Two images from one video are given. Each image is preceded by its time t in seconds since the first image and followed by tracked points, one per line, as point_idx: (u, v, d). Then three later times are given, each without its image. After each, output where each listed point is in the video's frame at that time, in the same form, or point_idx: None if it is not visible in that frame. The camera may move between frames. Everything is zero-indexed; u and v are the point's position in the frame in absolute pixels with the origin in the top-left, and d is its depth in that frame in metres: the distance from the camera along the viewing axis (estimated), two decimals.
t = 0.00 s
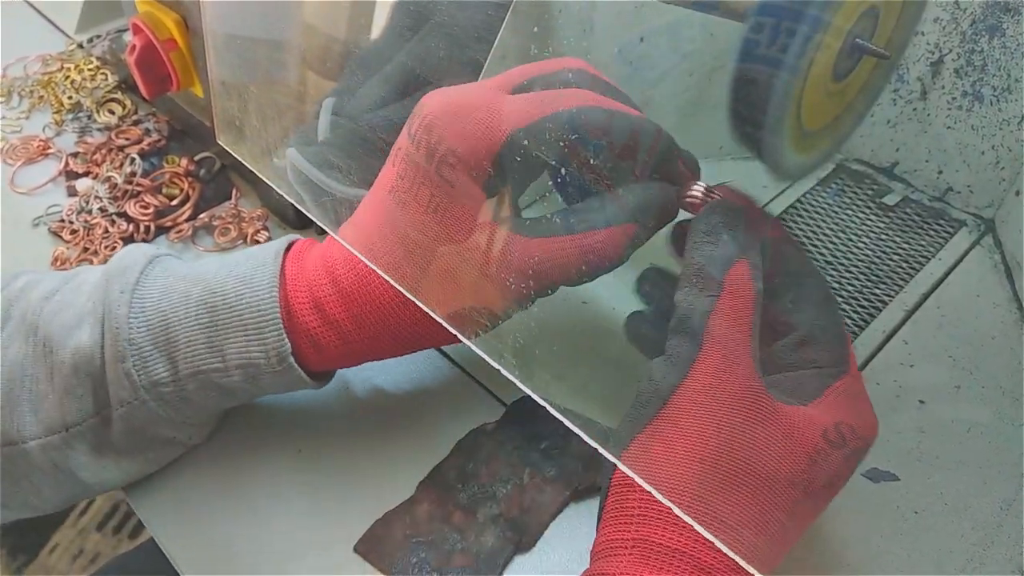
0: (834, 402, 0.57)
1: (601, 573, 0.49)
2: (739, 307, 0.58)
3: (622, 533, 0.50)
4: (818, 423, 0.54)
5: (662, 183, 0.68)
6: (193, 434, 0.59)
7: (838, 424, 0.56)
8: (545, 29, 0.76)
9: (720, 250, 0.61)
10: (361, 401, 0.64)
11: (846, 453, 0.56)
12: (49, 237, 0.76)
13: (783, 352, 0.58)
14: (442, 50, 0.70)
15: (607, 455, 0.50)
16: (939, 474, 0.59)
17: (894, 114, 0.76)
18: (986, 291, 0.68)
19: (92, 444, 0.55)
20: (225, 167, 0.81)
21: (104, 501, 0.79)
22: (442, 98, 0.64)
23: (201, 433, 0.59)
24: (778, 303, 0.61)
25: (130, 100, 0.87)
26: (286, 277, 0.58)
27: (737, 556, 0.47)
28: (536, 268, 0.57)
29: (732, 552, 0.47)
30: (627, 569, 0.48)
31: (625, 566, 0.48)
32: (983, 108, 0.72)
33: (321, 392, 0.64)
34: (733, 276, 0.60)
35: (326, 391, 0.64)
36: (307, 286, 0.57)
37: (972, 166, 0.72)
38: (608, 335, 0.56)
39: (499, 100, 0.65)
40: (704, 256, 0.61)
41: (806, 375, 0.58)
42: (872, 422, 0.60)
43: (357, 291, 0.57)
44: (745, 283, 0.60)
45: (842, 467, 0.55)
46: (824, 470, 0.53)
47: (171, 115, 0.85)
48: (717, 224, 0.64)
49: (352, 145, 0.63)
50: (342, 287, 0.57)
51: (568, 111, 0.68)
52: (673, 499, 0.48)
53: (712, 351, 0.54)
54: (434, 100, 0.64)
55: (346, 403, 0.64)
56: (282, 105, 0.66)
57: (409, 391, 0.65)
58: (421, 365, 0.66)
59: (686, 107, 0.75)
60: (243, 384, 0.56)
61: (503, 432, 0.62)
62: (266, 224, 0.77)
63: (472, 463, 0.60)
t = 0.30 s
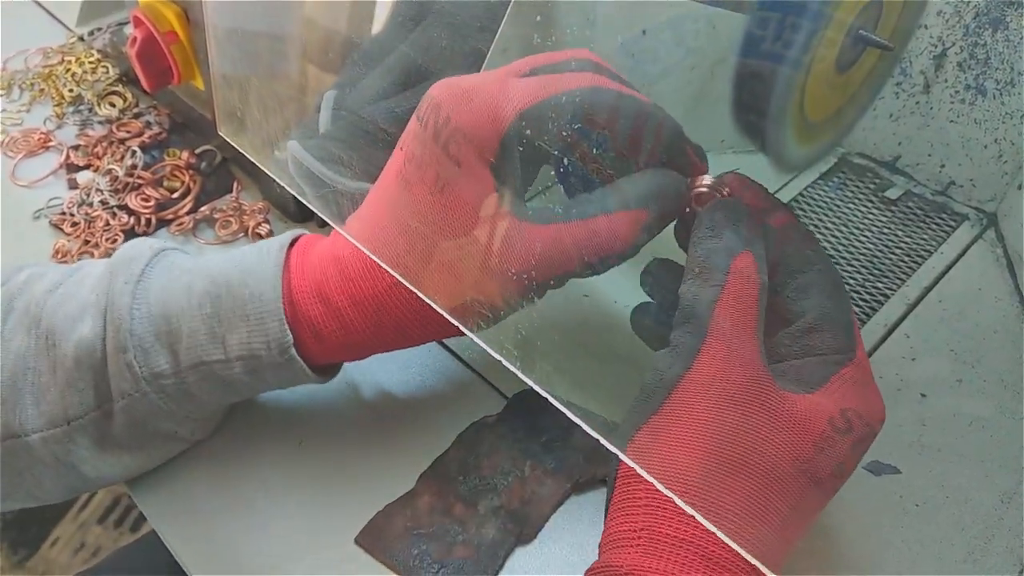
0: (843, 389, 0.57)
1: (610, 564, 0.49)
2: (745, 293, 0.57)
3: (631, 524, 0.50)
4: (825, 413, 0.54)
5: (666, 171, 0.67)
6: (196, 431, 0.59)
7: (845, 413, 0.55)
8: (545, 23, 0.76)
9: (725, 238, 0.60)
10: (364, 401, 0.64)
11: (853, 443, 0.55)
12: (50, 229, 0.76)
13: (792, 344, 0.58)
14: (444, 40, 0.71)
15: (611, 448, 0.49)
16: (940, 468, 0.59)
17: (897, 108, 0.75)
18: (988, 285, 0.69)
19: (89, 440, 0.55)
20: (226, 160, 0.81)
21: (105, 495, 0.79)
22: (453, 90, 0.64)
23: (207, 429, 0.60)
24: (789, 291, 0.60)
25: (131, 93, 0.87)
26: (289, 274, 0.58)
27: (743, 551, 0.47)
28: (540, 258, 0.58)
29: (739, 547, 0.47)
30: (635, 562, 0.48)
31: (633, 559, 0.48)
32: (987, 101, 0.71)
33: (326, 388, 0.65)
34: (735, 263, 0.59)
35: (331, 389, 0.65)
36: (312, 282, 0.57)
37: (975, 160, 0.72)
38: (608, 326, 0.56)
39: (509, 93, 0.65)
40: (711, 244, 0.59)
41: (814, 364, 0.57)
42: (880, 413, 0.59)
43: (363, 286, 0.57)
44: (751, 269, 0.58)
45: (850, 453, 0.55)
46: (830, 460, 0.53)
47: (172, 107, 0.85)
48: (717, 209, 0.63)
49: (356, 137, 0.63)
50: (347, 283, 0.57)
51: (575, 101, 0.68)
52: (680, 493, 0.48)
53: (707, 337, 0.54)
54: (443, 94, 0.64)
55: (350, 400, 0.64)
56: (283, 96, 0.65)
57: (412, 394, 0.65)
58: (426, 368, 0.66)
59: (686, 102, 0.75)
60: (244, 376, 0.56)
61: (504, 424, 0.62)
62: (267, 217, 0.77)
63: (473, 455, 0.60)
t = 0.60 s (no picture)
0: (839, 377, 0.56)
1: (606, 548, 0.50)
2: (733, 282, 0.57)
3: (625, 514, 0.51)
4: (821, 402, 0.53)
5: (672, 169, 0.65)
6: (197, 411, 0.57)
7: (839, 402, 0.55)
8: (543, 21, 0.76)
9: (720, 229, 0.61)
10: (364, 395, 0.64)
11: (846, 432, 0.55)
12: (50, 229, 0.76)
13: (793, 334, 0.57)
14: (442, 38, 0.71)
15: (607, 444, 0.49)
16: (940, 467, 0.59)
17: (897, 106, 0.75)
18: (988, 283, 0.69)
19: (97, 429, 0.56)
20: (226, 159, 0.81)
21: (107, 494, 0.79)
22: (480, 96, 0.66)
23: (203, 427, 0.60)
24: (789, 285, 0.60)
25: (131, 92, 0.87)
26: (286, 252, 0.56)
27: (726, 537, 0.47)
28: (537, 259, 0.59)
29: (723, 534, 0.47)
30: (628, 543, 0.49)
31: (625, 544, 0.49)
32: (987, 99, 0.72)
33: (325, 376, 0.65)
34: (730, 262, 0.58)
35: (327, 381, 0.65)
36: (304, 269, 0.56)
37: (975, 158, 0.72)
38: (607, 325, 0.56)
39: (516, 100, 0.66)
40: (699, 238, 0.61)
41: (810, 355, 0.56)
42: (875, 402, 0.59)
43: (353, 274, 0.56)
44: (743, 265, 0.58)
45: (844, 443, 0.55)
46: (824, 449, 0.53)
47: (171, 106, 0.85)
48: (714, 205, 0.63)
49: (356, 135, 0.63)
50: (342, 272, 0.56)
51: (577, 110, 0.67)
52: (670, 486, 0.47)
53: (701, 328, 0.54)
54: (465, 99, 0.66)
55: (350, 395, 0.64)
56: (282, 95, 0.65)
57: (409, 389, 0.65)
58: (426, 367, 0.66)
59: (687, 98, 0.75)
60: (237, 338, 0.54)
61: (503, 423, 0.62)
62: (266, 216, 0.77)
63: (473, 454, 0.60)
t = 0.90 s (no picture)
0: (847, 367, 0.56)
1: (641, 517, 0.51)
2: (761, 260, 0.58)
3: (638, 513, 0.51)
4: (841, 387, 0.55)
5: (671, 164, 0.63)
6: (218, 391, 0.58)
7: (862, 374, 0.57)
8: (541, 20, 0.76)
9: (719, 225, 0.61)
10: (361, 392, 0.64)
11: (868, 403, 0.58)
12: (48, 229, 0.76)
13: (818, 310, 0.59)
14: (440, 39, 0.71)
15: (621, 456, 0.49)
16: (940, 465, 0.59)
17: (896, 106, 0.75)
18: (988, 282, 0.69)
19: (115, 403, 0.56)
20: (225, 158, 0.81)
21: (107, 494, 0.80)
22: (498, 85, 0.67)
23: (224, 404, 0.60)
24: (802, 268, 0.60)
25: (130, 91, 0.86)
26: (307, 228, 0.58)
27: (730, 541, 0.48)
28: (536, 256, 0.59)
29: (724, 535, 0.48)
30: (671, 513, 0.50)
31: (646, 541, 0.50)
32: (987, 97, 0.71)
33: (329, 368, 0.65)
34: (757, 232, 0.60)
35: (328, 377, 0.65)
36: (327, 255, 0.57)
37: (975, 157, 0.72)
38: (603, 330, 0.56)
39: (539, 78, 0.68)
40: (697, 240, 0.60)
41: (833, 328, 0.58)
42: (895, 375, 0.61)
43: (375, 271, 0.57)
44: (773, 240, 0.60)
45: (861, 414, 0.57)
46: (835, 438, 0.55)
47: (170, 105, 0.85)
48: (725, 196, 0.63)
49: (353, 135, 0.63)
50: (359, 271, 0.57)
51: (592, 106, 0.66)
52: (671, 487, 0.49)
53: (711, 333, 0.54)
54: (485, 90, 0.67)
55: (351, 390, 0.64)
56: (281, 95, 0.65)
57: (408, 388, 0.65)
58: (425, 368, 0.66)
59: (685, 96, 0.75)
60: (257, 315, 0.55)
61: (502, 423, 0.61)
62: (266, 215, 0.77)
63: (472, 453, 0.60)
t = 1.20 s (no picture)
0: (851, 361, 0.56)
1: (649, 507, 0.50)
2: (770, 250, 0.58)
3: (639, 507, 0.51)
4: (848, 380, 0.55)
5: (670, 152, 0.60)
6: (220, 381, 0.58)
7: (869, 367, 0.57)
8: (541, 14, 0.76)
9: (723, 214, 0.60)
10: (360, 387, 0.64)
11: (875, 395, 0.57)
12: (47, 223, 0.75)
13: (821, 302, 0.59)
14: (437, 33, 0.70)
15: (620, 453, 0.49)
16: (939, 462, 0.59)
17: (897, 101, 0.74)
18: (988, 278, 0.69)
19: (116, 394, 0.56)
20: (224, 154, 0.81)
21: (107, 489, 0.80)
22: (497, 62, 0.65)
23: (223, 396, 0.60)
24: (802, 261, 0.60)
25: (129, 86, 0.86)
26: (308, 224, 0.56)
27: (730, 539, 0.47)
28: (535, 250, 0.58)
29: (725, 532, 0.47)
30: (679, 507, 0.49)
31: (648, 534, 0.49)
32: (988, 93, 0.71)
33: (329, 362, 0.65)
34: (766, 221, 0.60)
35: (329, 374, 0.65)
36: (327, 246, 0.56)
37: (976, 153, 0.72)
38: (598, 326, 0.56)
39: (547, 57, 0.64)
40: (701, 233, 0.59)
41: (835, 317, 0.58)
42: (902, 368, 0.60)
43: (376, 264, 0.56)
44: (779, 229, 0.60)
45: (869, 404, 0.57)
46: (843, 432, 0.54)
47: (170, 101, 0.84)
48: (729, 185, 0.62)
49: (352, 129, 0.63)
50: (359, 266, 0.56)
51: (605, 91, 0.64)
52: (669, 481, 0.48)
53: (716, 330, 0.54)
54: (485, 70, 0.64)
55: (350, 382, 0.64)
56: (279, 89, 0.65)
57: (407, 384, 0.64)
58: (425, 365, 0.66)
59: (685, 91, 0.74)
60: (257, 305, 0.54)
61: (501, 419, 0.61)
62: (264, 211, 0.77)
63: (471, 449, 0.60)
